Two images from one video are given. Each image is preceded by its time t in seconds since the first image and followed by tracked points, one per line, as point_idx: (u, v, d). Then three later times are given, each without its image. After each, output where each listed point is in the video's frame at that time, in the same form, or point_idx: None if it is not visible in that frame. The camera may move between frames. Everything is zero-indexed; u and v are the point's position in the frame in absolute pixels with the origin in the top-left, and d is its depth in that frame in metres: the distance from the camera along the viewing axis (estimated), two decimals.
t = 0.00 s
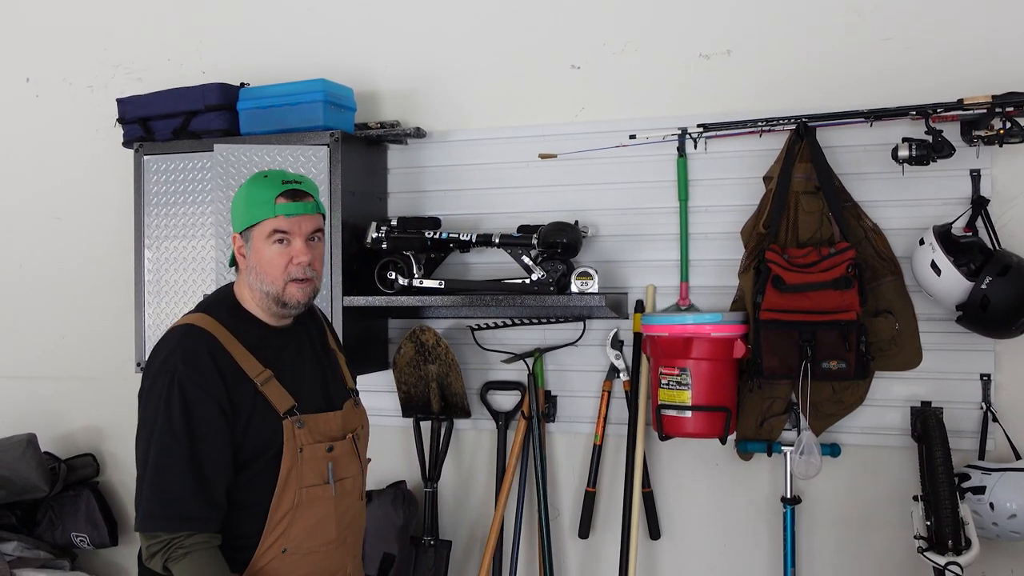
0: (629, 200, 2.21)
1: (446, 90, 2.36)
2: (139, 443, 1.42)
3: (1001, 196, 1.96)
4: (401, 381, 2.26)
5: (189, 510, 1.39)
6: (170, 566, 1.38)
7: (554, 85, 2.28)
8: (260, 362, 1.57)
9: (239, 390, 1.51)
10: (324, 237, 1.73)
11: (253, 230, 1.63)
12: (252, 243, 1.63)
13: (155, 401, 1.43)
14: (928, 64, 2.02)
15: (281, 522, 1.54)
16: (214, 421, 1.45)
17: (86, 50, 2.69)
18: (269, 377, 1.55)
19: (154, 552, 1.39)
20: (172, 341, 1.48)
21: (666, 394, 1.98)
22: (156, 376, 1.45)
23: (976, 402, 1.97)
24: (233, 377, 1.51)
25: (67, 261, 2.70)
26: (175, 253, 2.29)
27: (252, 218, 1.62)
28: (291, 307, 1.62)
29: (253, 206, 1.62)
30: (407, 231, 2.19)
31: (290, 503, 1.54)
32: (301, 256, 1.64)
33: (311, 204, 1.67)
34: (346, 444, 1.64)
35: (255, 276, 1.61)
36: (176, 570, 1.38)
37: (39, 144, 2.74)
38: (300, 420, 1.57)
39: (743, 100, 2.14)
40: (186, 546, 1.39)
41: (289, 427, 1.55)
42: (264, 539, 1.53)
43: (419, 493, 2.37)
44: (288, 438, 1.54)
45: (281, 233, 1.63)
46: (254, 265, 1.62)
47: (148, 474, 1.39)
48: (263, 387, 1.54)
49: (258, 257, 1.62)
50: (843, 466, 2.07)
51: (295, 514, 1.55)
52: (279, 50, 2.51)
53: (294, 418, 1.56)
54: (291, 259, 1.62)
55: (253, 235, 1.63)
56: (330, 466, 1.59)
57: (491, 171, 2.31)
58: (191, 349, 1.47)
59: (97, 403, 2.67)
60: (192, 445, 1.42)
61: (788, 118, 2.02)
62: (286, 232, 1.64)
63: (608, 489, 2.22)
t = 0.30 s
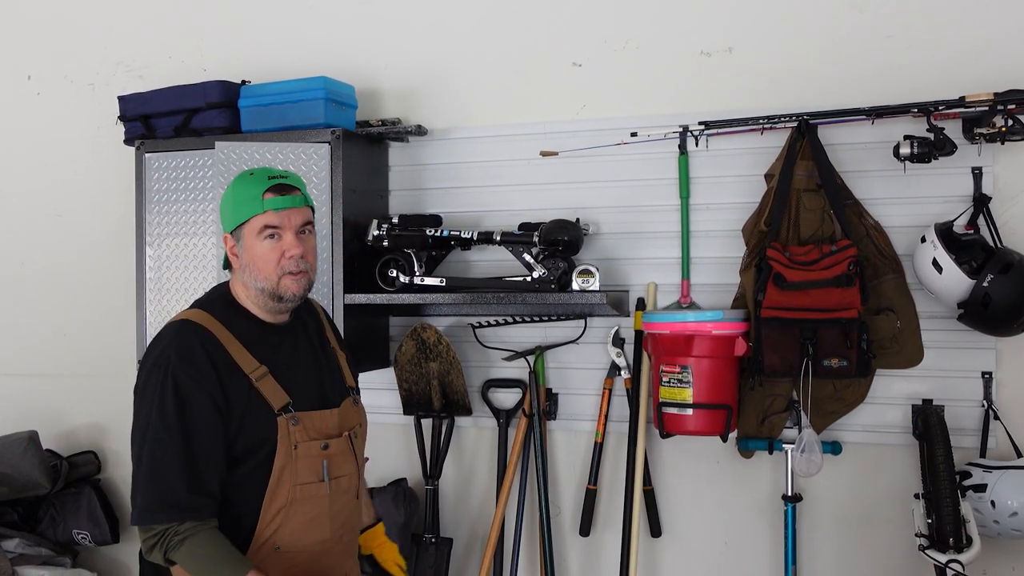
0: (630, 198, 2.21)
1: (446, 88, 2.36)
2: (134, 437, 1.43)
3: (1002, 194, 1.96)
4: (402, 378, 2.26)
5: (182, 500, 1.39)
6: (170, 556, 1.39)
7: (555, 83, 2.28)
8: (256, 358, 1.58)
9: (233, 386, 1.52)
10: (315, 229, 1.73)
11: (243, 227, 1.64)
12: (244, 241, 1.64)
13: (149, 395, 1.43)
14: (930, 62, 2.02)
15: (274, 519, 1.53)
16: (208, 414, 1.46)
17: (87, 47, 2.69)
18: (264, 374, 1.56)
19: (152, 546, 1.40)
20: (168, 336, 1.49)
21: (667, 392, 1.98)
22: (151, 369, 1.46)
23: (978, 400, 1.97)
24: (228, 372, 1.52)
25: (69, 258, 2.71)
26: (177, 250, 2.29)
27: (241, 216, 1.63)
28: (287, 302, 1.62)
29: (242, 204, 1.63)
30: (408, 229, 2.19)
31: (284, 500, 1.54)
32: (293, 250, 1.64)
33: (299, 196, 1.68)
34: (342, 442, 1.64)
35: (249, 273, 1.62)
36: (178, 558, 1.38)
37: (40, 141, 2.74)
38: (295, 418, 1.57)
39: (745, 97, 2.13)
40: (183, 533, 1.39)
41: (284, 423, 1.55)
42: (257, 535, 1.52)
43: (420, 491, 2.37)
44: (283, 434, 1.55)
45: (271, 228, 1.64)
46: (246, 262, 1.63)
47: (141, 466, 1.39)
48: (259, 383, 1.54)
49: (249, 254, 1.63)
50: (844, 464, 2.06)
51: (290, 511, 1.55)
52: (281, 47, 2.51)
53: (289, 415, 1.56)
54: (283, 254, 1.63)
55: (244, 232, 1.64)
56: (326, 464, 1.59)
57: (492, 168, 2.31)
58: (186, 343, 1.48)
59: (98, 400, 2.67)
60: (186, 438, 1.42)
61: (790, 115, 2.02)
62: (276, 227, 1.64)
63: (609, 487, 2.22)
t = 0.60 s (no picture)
0: (631, 196, 2.21)
1: (447, 86, 2.36)
2: (132, 435, 1.47)
3: (1004, 191, 1.96)
4: (402, 376, 2.26)
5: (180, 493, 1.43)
6: (185, 543, 1.42)
7: (557, 80, 2.28)
8: (244, 355, 1.59)
9: (219, 383, 1.53)
10: (301, 221, 1.74)
11: (228, 224, 1.66)
12: (230, 238, 1.66)
13: (140, 395, 1.47)
14: (932, 60, 2.02)
15: (263, 516, 1.55)
16: (194, 411, 1.48)
17: (89, 46, 2.69)
18: (250, 371, 1.56)
19: (166, 534, 1.43)
20: (156, 336, 1.52)
21: (668, 389, 1.98)
22: (142, 369, 1.49)
23: (979, 397, 1.97)
24: (213, 369, 1.54)
25: (70, 256, 2.71)
26: (178, 248, 2.29)
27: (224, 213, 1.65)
28: (275, 295, 1.63)
29: (223, 201, 1.65)
30: (409, 227, 2.19)
31: (270, 499, 1.55)
32: (277, 243, 1.64)
33: (280, 188, 1.68)
34: (332, 441, 1.62)
35: (236, 270, 1.63)
36: (192, 542, 1.41)
37: (41, 139, 2.74)
38: (281, 416, 1.57)
39: (746, 94, 2.13)
40: (192, 517, 1.43)
41: (269, 421, 1.55)
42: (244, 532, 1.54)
43: (421, 489, 2.38)
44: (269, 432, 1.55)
45: (254, 223, 1.65)
46: (234, 260, 1.65)
47: (139, 463, 1.43)
48: (244, 381, 1.55)
49: (236, 250, 1.64)
50: (847, 462, 2.06)
51: (275, 510, 1.55)
52: (282, 45, 2.51)
53: (274, 414, 1.56)
54: (268, 248, 1.64)
55: (229, 230, 1.66)
56: (313, 463, 1.58)
57: (493, 166, 2.31)
58: (171, 343, 1.51)
59: (100, 397, 2.67)
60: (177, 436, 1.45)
61: (792, 112, 2.01)
62: (258, 222, 1.65)
63: (610, 485, 2.23)
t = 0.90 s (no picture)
0: (632, 194, 2.20)
1: (448, 83, 2.36)
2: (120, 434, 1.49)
3: (1005, 189, 1.95)
4: (403, 374, 2.26)
5: (144, 501, 1.42)
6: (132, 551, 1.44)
7: (558, 78, 2.27)
8: (242, 358, 1.59)
9: (211, 388, 1.53)
10: (297, 223, 1.72)
11: (222, 226, 1.66)
12: (225, 239, 1.66)
13: (128, 396, 1.48)
14: (934, 58, 2.01)
15: (258, 517, 1.54)
16: (179, 418, 1.48)
17: (89, 44, 2.69)
18: (245, 376, 1.56)
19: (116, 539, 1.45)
20: (153, 336, 1.54)
21: (669, 387, 1.99)
22: (136, 368, 1.50)
23: (980, 395, 1.97)
24: (205, 373, 1.53)
25: (71, 254, 2.71)
26: (178, 246, 2.29)
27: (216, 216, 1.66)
28: (269, 298, 1.63)
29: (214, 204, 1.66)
30: (410, 224, 2.19)
31: (267, 498, 1.54)
32: (269, 247, 1.64)
33: (273, 192, 1.66)
34: (332, 442, 1.62)
35: (231, 271, 1.64)
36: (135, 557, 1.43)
37: (42, 137, 2.74)
38: (279, 417, 1.57)
39: (747, 92, 2.13)
40: (135, 535, 1.43)
41: (263, 425, 1.55)
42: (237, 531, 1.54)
43: (422, 487, 2.38)
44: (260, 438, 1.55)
45: (246, 226, 1.64)
46: (228, 262, 1.65)
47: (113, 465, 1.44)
48: (241, 383, 1.55)
49: (230, 252, 1.65)
50: (848, 461, 2.06)
51: (270, 510, 1.55)
52: (282, 43, 2.51)
53: (272, 415, 1.56)
54: (260, 251, 1.63)
55: (223, 233, 1.66)
56: (312, 464, 1.57)
57: (494, 164, 2.31)
58: (164, 347, 1.51)
59: (101, 396, 2.67)
60: (155, 442, 1.45)
61: (793, 110, 2.01)
62: (250, 225, 1.65)
63: (612, 484, 2.22)
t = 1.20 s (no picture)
0: (633, 191, 2.20)
1: (449, 82, 2.36)
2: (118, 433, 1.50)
3: (1006, 187, 1.95)
4: (404, 372, 2.26)
5: (143, 499, 1.43)
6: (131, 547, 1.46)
7: (559, 76, 2.27)
8: (237, 356, 1.59)
9: (205, 385, 1.53)
10: (299, 223, 1.71)
11: (223, 224, 1.66)
12: (227, 236, 1.66)
13: (126, 395, 1.49)
14: (935, 56, 2.01)
15: (248, 516, 1.54)
16: (174, 416, 1.48)
17: (89, 42, 2.69)
18: (239, 374, 1.56)
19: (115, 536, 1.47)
20: (149, 335, 1.55)
21: (670, 385, 1.99)
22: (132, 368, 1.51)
23: (981, 393, 1.97)
24: (199, 371, 1.54)
25: (72, 252, 2.71)
26: (179, 245, 2.29)
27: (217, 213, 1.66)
28: (268, 298, 1.63)
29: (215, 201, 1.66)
30: (411, 223, 2.20)
31: (259, 497, 1.55)
32: (269, 246, 1.63)
33: (275, 192, 1.66)
34: (325, 442, 1.61)
35: (231, 269, 1.64)
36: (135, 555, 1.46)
37: (42, 136, 2.74)
38: (272, 415, 1.57)
39: (748, 90, 2.13)
40: (135, 532, 1.45)
41: (257, 423, 1.55)
42: (229, 530, 1.54)
43: (423, 485, 2.38)
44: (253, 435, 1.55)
45: (248, 225, 1.64)
46: (229, 259, 1.66)
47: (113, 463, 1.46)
48: (234, 382, 1.55)
49: (232, 249, 1.65)
50: (849, 459, 2.07)
51: (262, 509, 1.55)
52: (283, 41, 2.50)
53: (263, 413, 1.56)
54: (260, 251, 1.63)
55: (224, 230, 1.66)
56: (304, 463, 1.57)
57: (495, 162, 2.31)
58: (159, 345, 1.52)
59: (102, 394, 2.68)
60: (151, 439, 1.46)
61: (794, 108, 2.01)
62: (251, 224, 1.64)
63: (612, 482, 2.23)
